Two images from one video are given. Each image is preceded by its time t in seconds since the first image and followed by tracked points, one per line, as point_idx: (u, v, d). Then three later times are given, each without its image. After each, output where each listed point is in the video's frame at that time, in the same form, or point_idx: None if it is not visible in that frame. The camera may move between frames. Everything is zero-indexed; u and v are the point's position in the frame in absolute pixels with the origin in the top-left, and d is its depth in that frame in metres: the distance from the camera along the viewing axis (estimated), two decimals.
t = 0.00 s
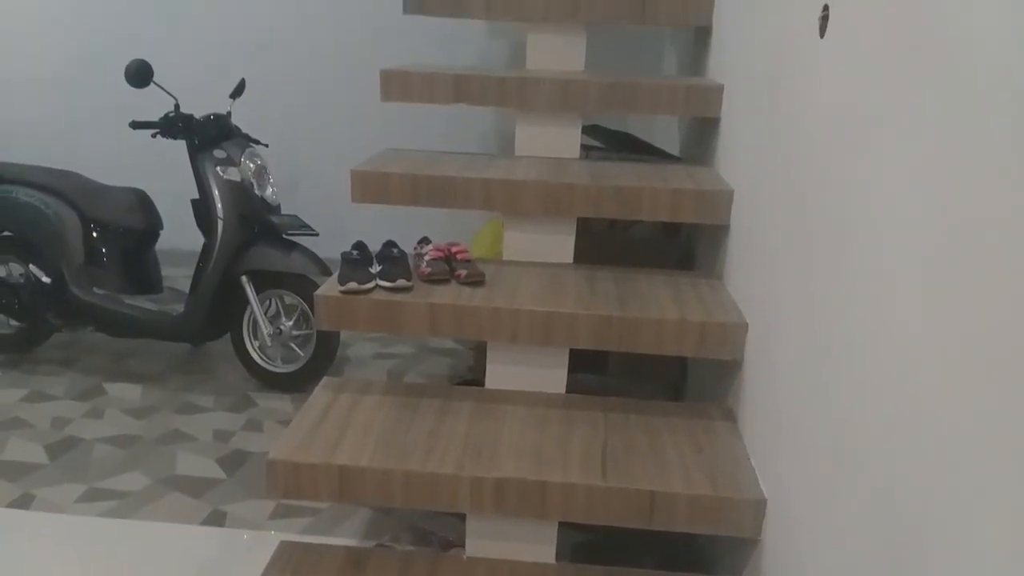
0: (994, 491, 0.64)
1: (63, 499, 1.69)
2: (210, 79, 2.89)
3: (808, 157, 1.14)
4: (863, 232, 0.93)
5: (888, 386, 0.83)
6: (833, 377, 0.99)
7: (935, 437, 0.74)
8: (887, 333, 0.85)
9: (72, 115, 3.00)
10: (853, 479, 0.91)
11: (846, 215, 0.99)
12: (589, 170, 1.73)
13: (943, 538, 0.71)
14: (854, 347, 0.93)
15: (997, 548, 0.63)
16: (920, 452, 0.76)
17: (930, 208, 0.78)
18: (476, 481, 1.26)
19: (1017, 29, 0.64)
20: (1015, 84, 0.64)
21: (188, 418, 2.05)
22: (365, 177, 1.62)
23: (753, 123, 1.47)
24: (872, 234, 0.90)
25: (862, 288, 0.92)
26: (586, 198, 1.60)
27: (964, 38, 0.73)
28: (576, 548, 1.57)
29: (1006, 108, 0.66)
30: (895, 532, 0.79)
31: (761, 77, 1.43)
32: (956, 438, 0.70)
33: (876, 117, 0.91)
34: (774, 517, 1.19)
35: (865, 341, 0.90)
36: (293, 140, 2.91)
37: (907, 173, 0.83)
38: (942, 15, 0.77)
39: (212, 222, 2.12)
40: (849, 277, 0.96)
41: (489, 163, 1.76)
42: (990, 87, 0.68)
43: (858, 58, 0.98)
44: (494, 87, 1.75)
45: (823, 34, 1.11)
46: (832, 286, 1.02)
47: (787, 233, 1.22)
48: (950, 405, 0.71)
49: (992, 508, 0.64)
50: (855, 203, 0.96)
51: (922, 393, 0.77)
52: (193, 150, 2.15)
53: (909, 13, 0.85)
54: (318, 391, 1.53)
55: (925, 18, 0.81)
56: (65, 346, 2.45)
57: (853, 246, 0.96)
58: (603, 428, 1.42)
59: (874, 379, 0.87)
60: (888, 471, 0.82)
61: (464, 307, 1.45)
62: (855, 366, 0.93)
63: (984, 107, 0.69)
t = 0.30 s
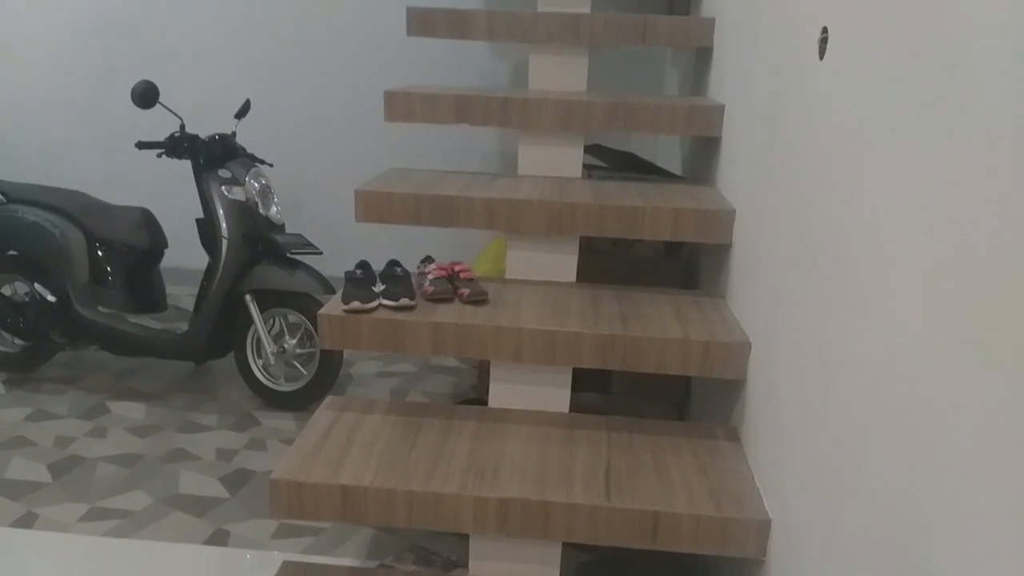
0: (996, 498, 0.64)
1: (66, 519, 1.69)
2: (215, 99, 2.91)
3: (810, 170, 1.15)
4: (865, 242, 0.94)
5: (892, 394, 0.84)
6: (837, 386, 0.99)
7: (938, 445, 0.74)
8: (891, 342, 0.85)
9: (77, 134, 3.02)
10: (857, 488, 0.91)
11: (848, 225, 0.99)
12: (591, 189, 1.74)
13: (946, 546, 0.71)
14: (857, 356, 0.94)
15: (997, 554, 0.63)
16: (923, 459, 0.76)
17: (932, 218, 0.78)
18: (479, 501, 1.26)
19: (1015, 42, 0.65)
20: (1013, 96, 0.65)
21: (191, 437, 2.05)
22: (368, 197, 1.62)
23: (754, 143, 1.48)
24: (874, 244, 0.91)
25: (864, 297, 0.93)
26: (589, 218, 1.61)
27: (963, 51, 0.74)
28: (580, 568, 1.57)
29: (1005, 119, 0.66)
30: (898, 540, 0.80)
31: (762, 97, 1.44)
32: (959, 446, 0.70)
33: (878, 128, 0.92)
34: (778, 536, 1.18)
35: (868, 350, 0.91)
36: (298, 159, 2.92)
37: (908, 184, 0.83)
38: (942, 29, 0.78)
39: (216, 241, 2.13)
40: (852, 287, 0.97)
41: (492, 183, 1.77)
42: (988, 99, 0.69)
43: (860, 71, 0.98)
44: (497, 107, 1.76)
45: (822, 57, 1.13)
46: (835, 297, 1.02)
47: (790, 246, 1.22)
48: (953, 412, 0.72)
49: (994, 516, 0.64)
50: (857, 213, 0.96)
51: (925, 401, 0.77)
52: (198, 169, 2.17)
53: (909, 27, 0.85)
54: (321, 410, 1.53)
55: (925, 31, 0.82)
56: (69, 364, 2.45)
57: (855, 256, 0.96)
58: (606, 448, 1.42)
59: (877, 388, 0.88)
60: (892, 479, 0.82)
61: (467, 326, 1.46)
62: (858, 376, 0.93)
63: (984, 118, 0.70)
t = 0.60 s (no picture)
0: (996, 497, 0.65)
1: (66, 535, 1.68)
2: (219, 115, 2.93)
3: (812, 179, 1.16)
4: (866, 246, 0.94)
5: (894, 397, 0.84)
6: (838, 390, 1.00)
7: (939, 446, 0.74)
8: (891, 345, 0.86)
9: (82, 150, 3.04)
10: (858, 492, 0.91)
11: (849, 230, 1.00)
12: (593, 206, 1.74)
13: (947, 547, 0.71)
14: (859, 360, 0.94)
15: (997, 553, 0.64)
16: (924, 461, 0.77)
17: (932, 221, 0.79)
18: (481, 518, 1.25)
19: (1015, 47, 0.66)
20: (1013, 99, 0.66)
21: (192, 453, 2.04)
22: (372, 213, 1.63)
23: (756, 160, 1.49)
24: (875, 248, 0.92)
25: (866, 301, 0.93)
26: (591, 234, 1.62)
27: (962, 59, 0.75)
28: None
29: (1004, 123, 0.67)
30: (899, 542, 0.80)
31: (764, 115, 1.45)
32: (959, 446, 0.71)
33: (879, 135, 0.93)
34: (781, 555, 1.18)
35: (869, 354, 0.91)
36: (301, 174, 2.94)
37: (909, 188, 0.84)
38: (942, 38, 0.79)
39: (219, 257, 2.13)
40: (854, 291, 0.97)
41: (495, 199, 1.77)
42: (989, 104, 0.70)
43: (862, 80, 0.99)
44: (500, 124, 1.77)
45: (824, 75, 1.13)
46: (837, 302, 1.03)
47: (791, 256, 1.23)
48: (954, 413, 0.73)
49: (994, 514, 0.65)
50: (858, 219, 0.97)
51: (926, 402, 0.77)
52: (202, 186, 2.17)
53: (909, 36, 0.87)
54: (322, 426, 1.53)
55: (926, 39, 0.83)
56: (71, 379, 2.45)
57: (856, 260, 0.97)
58: (608, 466, 1.41)
59: (879, 391, 0.88)
60: (893, 481, 0.83)
61: (469, 342, 1.46)
62: (860, 379, 0.94)
63: (984, 122, 0.71)
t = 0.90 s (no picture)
0: (1002, 502, 0.66)
1: (73, 549, 1.68)
2: (229, 131, 2.95)
3: (820, 187, 1.16)
4: (873, 255, 0.95)
5: (902, 398, 0.85)
6: (847, 394, 1.00)
7: (948, 445, 0.75)
8: (898, 353, 0.87)
9: (94, 165, 3.07)
10: (868, 493, 0.91)
11: (856, 239, 1.01)
12: (602, 223, 1.75)
13: (957, 545, 0.72)
14: (867, 367, 0.95)
15: (1005, 558, 0.64)
16: (932, 467, 0.78)
17: (939, 223, 0.80)
18: (488, 537, 1.25)
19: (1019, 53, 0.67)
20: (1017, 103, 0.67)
21: (199, 468, 2.04)
22: (380, 230, 1.64)
23: (764, 177, 1.49)
24: (883, 252, 0.92)
25: (874, 303, 0.94)
26: (599, 252, 1.62)
27: (967, 72, 0.76)
28: None
29: (1007, 134, 0.69)
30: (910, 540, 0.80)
31: (772, 134, 1.46)
32: (967, 453, 0.72)
33: (887, 141, 0.94)
34: None
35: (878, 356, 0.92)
36: (310, 189, 2.95)
37: (917, 191, 0.85)
38: (948, 46, 0.80)
39: (229, 272, 2.14)
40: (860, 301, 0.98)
41: (503, 216, 1.78)
42: (994, 108, 0.71)
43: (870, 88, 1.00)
44: (509, 142, 1.78)
45: (832, 95, 1.14)
46: (845, 305, 1.03)
47: (801, 266, 1.23)
48: (960, 420, 0.73)
49: (1000, 518, 0.66)
50: (866, 222, 0.98)
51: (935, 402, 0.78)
52: (213, 202, 2.19)
53: (915, 51, 0.88)
54: (330, 442, 1.53)
55: (932, 46, 0.84)
56: (81, 393, 2.46)
57: (863, 269, 0.98)
58: (616, 485, 1.41)
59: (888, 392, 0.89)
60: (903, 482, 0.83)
61: (477, 359, 1.46)
62: (868, 386, 0.94)
63: (989, 127, 0.72)
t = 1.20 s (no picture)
0: (999, 514, 0.66)
1: (68, 568, 1.67)
2: (231, 148, 2.96)
3: (819, 196, 1.17)
4: (871, 269, 0.96)
5: (904, 404, 0.85)
6: (849, 399, 1.00)
7: (950, 448, 0.75)
8: (897, 367, 0.87)
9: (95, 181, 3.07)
10: (870, 499, 0.91)
11: (854, 254, 1.01)
12: (601, 242, 1.75)
13: (961, 549, 0.71)
14: (866, 381, 0.95)
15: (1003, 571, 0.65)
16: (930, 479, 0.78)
17: (939, 228, 0.80)
18: (486, 557, 1.24)
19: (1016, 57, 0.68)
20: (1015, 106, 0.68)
21: (196, 485, 2.03)
22: (381, 248, 1.64)
23: (764, 196, 1.49)
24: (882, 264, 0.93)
25: (875, 309, 0.94)
26: (599, 270, 1.62)
27: (963, 89, 0.77)
28: None
29: (1003, 151, 0.69)
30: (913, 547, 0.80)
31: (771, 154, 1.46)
32: (964, 465, 0.72)
33: (886, 149, 0.94)
34: None
35: (879, 361, 0.92)
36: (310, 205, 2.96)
37: (916, 197, 0.85)
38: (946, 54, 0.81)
39: (229, 288, 2.14)
40: (859, 315, 0.99)
41: (503, 234, 1.78)
42: (992, 112, 0.72)
43: (869, 98, 1.01)
44: (509, 161, 1.79)
45: (831, 117, 1.14)
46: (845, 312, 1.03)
47: (800, 280, 1.23)
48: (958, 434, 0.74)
49: (997, 530, 0.66)
50: (866, 229, 0.98)
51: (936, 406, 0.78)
52: (214, 219, 2.19)
53: (913, 69, 0.89)
54: (328, 460, 1.52)
55: (930, 55, 0.84)
56: (79, 409, 2.45)
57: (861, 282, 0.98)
58: (616, 504, 1.40)
59: (889, 398, 0.88)
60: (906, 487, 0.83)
61: (476, 378, 1.46)
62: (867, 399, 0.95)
63: (987, 131, 0.72)
